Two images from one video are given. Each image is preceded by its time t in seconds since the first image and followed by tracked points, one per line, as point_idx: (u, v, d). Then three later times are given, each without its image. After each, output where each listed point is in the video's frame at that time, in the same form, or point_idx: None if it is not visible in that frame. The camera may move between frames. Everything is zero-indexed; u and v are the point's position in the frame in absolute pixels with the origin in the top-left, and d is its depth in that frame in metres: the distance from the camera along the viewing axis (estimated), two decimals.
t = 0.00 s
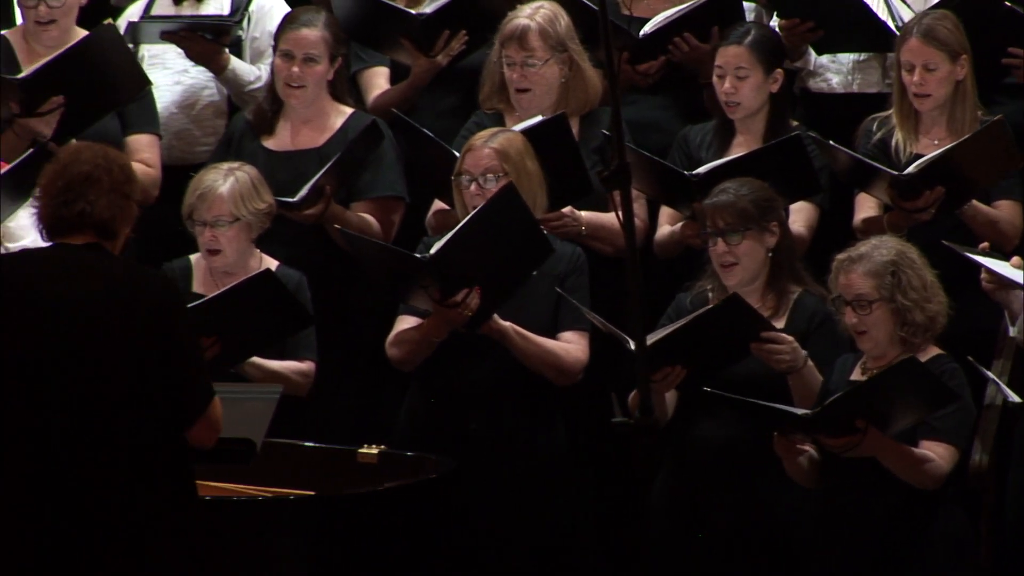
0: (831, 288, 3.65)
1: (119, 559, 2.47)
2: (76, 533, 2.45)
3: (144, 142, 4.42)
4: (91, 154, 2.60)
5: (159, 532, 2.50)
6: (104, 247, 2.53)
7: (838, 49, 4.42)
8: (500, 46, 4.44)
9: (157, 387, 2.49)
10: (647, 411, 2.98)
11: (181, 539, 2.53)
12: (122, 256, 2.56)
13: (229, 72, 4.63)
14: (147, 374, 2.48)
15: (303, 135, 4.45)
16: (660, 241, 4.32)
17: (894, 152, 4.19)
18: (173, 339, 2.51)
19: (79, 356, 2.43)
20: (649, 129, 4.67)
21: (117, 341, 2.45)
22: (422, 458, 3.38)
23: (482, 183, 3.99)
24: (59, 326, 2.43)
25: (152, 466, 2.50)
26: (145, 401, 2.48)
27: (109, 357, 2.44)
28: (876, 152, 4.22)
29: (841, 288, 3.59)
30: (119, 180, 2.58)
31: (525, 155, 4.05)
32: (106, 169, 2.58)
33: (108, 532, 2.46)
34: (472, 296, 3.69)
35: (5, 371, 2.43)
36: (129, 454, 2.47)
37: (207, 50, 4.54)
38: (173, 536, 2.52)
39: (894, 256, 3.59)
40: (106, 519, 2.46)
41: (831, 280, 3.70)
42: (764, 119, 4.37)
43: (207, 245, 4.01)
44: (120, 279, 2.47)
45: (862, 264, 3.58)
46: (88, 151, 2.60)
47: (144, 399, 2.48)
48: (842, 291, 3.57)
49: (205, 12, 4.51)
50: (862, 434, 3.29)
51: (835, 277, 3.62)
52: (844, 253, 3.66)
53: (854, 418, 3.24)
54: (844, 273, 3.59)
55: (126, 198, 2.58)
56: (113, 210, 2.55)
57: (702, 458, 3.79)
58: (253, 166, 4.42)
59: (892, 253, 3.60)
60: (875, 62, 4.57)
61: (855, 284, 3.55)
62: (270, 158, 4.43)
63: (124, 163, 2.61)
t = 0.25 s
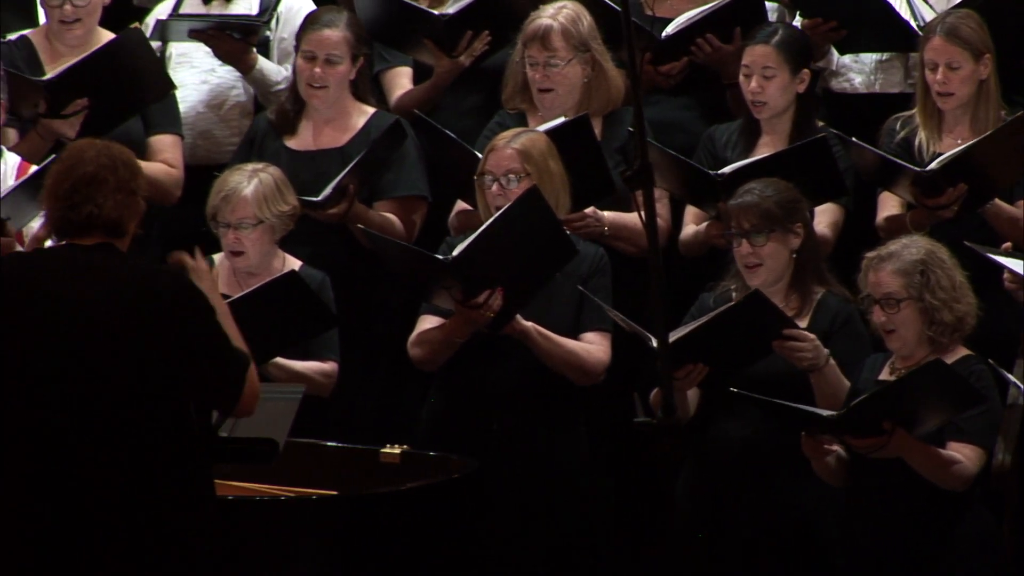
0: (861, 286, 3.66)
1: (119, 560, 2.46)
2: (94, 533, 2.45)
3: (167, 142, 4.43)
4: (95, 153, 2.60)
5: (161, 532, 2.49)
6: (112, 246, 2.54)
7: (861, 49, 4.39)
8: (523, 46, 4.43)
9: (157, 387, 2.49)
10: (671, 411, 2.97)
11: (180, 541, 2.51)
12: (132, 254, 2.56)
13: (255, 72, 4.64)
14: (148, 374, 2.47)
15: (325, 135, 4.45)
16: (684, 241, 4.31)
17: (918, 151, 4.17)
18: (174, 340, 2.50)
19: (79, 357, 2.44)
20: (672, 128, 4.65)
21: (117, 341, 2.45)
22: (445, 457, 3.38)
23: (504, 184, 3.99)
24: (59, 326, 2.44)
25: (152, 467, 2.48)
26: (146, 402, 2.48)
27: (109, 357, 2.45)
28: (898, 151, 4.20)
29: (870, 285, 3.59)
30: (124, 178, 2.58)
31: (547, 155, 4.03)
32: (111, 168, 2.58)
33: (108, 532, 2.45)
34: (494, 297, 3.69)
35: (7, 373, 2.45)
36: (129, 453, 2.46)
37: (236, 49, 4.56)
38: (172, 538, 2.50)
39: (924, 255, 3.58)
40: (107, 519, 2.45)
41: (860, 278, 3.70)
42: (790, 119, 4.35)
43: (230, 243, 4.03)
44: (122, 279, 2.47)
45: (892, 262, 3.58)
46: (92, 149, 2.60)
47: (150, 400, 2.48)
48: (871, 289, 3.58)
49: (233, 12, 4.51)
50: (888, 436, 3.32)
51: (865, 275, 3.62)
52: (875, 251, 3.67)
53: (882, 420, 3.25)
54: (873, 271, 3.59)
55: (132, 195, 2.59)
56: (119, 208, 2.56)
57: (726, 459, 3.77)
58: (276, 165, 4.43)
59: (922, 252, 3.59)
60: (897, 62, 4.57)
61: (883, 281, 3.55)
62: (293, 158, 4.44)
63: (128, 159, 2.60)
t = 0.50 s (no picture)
0: (895, 283, 3.64)
1: (120, 558, 2.47)
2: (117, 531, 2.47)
3: (193, 142, 4.44)
4: (99, 151, 2.58)
5: (161, 533, 2.49)
6: (123, 242, 2.53)
7: (888, 49, 4.37)
8: (549, 46, 4.42)
9: (158, 387, 2.47)
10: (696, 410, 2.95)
11: (180, 541, 2.51)
12: (142, 250, 2.55)
13: (284, 71, 4.64)
14: (147, 375, 2.46)
15: (350, 135, 4.46)
16: (711, 241, 4.30)
17: (944, 152, 4.14)
18: (174, 339, 2.47)
19: (81, 357, 2.44)
20: (699, 129, 4.63)
21: (117, 341, 2.44)
22: (473, 458, 3.38)
23: (531, 183, 3.98)
24: (60, 326, 2.44)
25: (152, 467, 2.47)
26: (147, 403, 2.46)
27: (109, 357, 2.44)
28: (924, 152, 4.17)
29: (903, 282, 3.58)
30: (130, 173, 2.57)
31: (574, 155, 4.02)
32: (117, 164, 2.57)
33: (108, 532, 2.46)
34: (521, 297, 3.70)
35: (13, 372, 2.46)
36: (129, 452, 2.46)
37: (268, 47, 4.57)
38: (172, 538, 2.50)
39: (958, 254, 3.57)
40: (107, 518, 2.46)
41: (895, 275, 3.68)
42: (819, 120, 4.32)
43: (258, 245, 4.02)
44: (127, 275, 2.46)
45: (926, 259, 3.57)
46: (96, 148, 2.59)
47: (168, 399, 2.48)
48: (904, 285, 3.57)
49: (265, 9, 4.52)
50: (920, 439, 3.33)
51: (899, 271, 3.61)
52: (910, 247, 3.66)
53: (914, 422, 3.27)
54: (907, 268, 3.58)
55: (140, 190, 2.57)
56: (128, 203, 2.55)
57: (753, 460, 3.75)
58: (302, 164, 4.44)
59: (956, 250, 3.58)
60: (923, 62, 4.53)
61: (916, 278, 3.55)
62: (318, 157, 4.44)
63: (133, 155, 2.60)
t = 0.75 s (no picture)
0: (924, 280, 3.64)
1: (120, 557, 2.49)
2: (138, 531, 2.49)
3: (217, 142, 4.46)
4: (106, 156, 2.58)
5: (161, 533, 2.51)
6: (133, 244, 2.53)
7: (911, 49, 4.35)
8: (572, 46, 4.42)
9: (157, 388, 2.47)
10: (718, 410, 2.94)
11: (180, 541, 2.52)
12: (153, 252, 2.55)
13: (309, 71, 4.67)
14: (145, 375, 2.46)
15: (373, 135, 4.47)
16: (734, 239, 4.30)
17: (967, 152, 4.14)
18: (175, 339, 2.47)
19: (82, 358, 2.45)
20: (723, 129, 4.63)
21: (117, 340, 2.45)
22: (497, 457, 3.40)
23: (552, 183, 3.98)
24: (60, 326, 2.45)
25: (151, 467, 2.49)
26: (147, 402, 2.47)
27: (109, 357, 2.45)
28: (947, 152, 4.17)
29: (931, 280, 3.58)
30: (137, 175, 2.56)
31: (596, 156, 4.03)
32: (125, 167, 2.56)
33: (108, 532, 2.48)
34: (543, 297, 3.70)
35: (16, 373, 2.47)
36: (128, 452, 2.47)
37: (294, 45, 4.59)
38: (171, 538, 2.51)
39: (988, 253, 3.55)
40: (107, 518, 2.48)
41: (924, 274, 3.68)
42: (845, 121, 4.31)
43: (283, 244, 4.04)
44: (129, 276, 2.47)
45: (955, 257, 3.56)
46: (103, 154, 2.58)
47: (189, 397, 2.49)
48: (932, 283, 3.56)
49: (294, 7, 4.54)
50: (947, 443, 3.32)
51: (928, 269, 3.60)
52: (940, 246, 3.65)
53: (940, 427, 3.26)
54: (935, 266, 3.57)
55: (148, 192, 2.57)
56: (136, 205, 2.54)
57: (774, 460, 3.75)
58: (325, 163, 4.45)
59: (986, 250, 3.57)
60: (946, 62, 4.52)
61: (945, 276, 3.54)
62: (341, 157, 4.46)
63: (140, 158, 2.59)
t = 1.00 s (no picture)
0: (955, 279, 3.64)
1: (119, 560, 2.47)
2: (147, 531, 2.48)
3: (244, 142, 4.48)
4: (113, 152, 2.57)
5: (162, 533, 2.49)
6: (142, 243, 2.53)
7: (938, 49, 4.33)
8: (598, 45, 4.42)
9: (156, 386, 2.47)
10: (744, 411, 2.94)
11: (180, 541, 2.50)
12: (164, 250, 2.55)
13: (337, 71, 4.67)
14: (143, 373, 2.46)
15: (398, 134, 4.48)
16: (761, 237, 4.29)
17: (993, 152, 4.12)
18: (175, 337, 2.48)
19: (82, 359, 2.46)
20: (749, 129, 4.62)
21: (117, 340, 2.45)
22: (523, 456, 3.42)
23: (577, 184, 3.99)
24: (62, 326, 2.47)
25: (151, 467, 2.47)
26: (146, 402, 2.46)
27: (111, 357, 2.45)
28: (973, 152, 4.15)
29: (962, 279, 3.57)
30: (146, 174, 2.55)
31: (621, 156, 4.03)
32: (133, 165, 2.56)
33: (108, 532, 2.47)
34: (569, 296, 3.72)
35: (27, 373, 2.49)
36: (127, 453, 2.46)
37: (322, 47, 4.59)
38: (171, 538, 2.49)
39: (1020, 253, 3.53)
40: (106, 518, 2.47)
41: (956, 273, 3.67)
42: (872, 120, 4.30)
43: (309, 245, 4.05)
44: (130, 277, 2.47)
45: (986, 256, 3.54)
46: (111, 150, 2.58)
47: (212, 397, 2.51)
48: (963, 283, 3.56)
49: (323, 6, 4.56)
50: (975, 448, 3.29)
51: (959, 268, 3.59)
52: (972, 245, 3.63)
53: (968, 430, 3.25)
54: (966, 265, 3.56)
55: (157, 189, 2.56)
56: (145, 205, 2.54)
57: (798, 459, 3.75)
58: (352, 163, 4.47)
59: (1019, 249, 3.54)
60: (972, 62, 4.48)
61: (975, 275, 3.53)
62: (368, 156, 4.47)
63: (150, 154, 2.58)
